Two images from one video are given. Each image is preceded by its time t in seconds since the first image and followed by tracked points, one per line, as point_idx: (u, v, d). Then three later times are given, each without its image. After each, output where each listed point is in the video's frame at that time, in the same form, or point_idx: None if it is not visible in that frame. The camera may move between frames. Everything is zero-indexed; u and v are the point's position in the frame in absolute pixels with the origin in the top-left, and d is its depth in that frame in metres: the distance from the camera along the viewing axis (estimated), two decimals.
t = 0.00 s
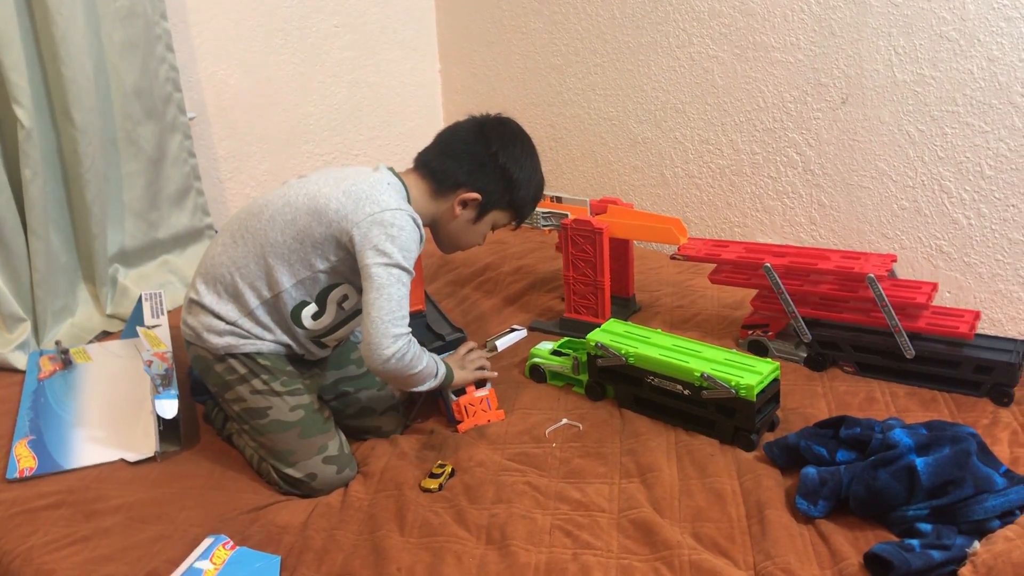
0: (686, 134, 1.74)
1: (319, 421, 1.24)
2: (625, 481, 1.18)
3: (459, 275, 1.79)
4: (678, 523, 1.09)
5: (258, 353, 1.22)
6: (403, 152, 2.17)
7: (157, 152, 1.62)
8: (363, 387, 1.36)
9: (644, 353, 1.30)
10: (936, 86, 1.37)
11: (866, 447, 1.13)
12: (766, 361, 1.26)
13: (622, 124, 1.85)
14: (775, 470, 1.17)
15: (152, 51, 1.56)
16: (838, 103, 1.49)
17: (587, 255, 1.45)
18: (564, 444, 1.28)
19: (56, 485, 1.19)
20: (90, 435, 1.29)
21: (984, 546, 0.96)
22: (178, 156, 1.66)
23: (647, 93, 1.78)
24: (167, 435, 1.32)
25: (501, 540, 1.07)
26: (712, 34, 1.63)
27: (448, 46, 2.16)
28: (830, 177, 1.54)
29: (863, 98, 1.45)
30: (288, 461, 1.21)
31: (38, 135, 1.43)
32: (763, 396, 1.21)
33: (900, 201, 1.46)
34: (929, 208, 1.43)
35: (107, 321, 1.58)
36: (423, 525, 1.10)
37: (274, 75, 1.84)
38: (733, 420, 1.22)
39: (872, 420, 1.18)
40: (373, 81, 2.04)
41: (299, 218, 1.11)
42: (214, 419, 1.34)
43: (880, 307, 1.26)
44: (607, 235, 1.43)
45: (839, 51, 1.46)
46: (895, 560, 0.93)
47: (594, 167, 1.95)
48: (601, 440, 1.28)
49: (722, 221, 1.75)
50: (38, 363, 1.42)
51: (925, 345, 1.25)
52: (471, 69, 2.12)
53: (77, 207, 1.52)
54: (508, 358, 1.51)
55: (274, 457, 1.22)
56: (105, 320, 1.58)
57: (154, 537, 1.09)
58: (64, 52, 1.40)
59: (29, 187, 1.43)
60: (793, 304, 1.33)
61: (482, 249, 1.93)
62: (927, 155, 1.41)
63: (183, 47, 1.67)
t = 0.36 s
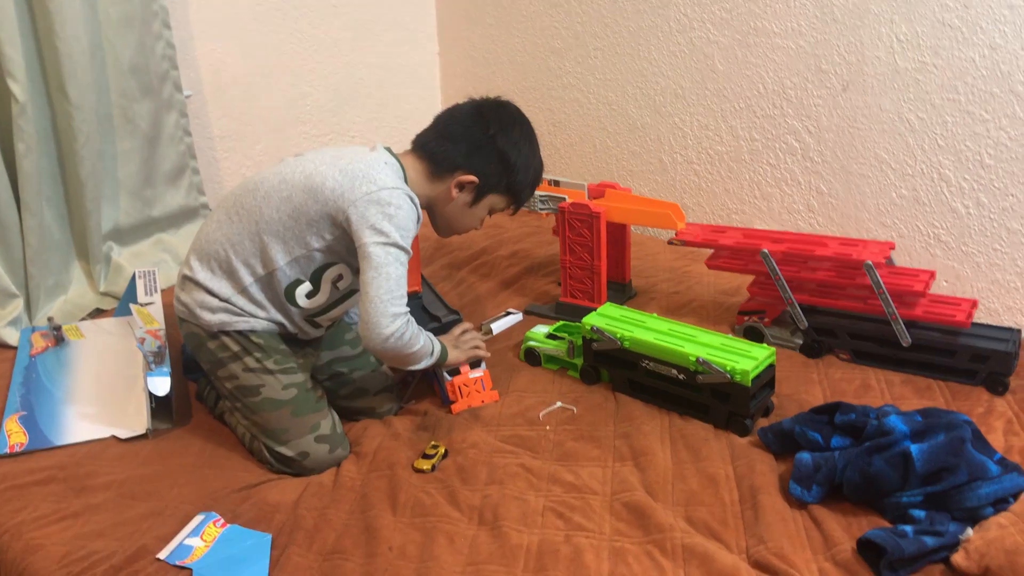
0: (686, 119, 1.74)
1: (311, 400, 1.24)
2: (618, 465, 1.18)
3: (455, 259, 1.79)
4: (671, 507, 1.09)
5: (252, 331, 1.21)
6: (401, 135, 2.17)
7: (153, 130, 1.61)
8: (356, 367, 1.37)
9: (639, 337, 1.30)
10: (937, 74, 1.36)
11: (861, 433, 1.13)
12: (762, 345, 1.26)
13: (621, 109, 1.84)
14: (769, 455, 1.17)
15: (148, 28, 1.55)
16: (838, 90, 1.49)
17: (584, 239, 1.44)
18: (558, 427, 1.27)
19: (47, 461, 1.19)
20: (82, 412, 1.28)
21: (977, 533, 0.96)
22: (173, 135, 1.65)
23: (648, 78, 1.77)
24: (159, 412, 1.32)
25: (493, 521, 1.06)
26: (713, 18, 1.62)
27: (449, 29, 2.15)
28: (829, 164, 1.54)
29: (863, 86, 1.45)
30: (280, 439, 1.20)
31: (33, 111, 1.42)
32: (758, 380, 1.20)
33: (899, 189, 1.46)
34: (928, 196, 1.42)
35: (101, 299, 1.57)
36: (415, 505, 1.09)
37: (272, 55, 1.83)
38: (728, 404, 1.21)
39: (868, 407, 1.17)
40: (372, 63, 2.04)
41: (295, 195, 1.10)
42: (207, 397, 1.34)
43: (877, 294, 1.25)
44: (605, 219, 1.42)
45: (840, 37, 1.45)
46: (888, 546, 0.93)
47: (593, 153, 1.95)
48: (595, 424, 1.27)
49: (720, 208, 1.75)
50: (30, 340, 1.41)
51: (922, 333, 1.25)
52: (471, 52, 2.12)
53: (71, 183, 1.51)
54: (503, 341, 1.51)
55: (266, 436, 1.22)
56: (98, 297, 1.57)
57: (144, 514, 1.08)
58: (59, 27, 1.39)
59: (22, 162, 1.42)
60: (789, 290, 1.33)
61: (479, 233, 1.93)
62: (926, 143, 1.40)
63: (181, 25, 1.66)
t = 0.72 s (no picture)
0: (683, 108, 1.74)
1: (333, 364, 1.26)
2: (615, 452, 1.18)
3: (452, 247, 1.79)
4: (667, 494, 1.09)
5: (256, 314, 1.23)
6: (398, 123, 2.16)
7: (149, 118, 1.60)
8: (355, 359, 1.37)
9: (636, 325, 1.30)
10: (934, 63, 1.36)
11: (856, 421, 1.14)
12: (759, 334, 1.26)
13: (618, 97, 1.84)
14: (765, 442, 1.18)
15: (144, 14, 1.54)
16: (835, 79, 1.49)
17: (581, 227, 1.45)
18: (555, 414, 1.28)
19: (45, 449, 1.19)
20: (80, 399, 1.28)
21: (971, 520, 0.97)
22: (170, 122, 1.64)
23: (645, 66, 1.77)
24: (156, 400, 1.32)
25: (490, 507, 1.07)
26: (710, 7, 1.62)
27: (445, 17, 2.14)
28: (826, 152, 1.54)
29: (860, 74, 1.45)
30: (317, 405, 1.23)
31: (28, 98, 1.41)
32: (755, 368, 1.21)
33: (895, 177, 1.46)
34: (924, 184, 1.43)
35: (97, 286, 1.57)
36: (413, 492, 1.10)
37: (269, 42, 1.82)
38: (724, 393, 1.22)
39: (864, 395, 1.18)
40: (368, 50, 2.03)
41: (291, 190, 1.10)
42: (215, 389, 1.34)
43: (874, 283, 1.25)
44: (602, 208, 1.42)
45: (837, 25, 1.45)
46: (883, 533, 0.94)
47: (590, 141, 1.95)
48: (592, 411, 1.28)
49: (717, 197, 1.75)
50: (27, 327, 1.40)
51: (918, 321, 1.25)
52: (468, 39, 2.11)
53: (67, 171, 1.51)
54: (500, 329, 1.51)
55: (299, 406, 1.24)
56: (95, 285, 1.57)
57: (142, 501, 1.09)
58: (54, 13, 1.38)
59: (18, 149, 1.41)
60: (786, 279, 1.33)
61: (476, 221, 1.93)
62: (923, 132, 1.40)
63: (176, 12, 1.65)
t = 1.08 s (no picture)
0: (675, 105, 1.74)
1: (332, 385, 1.25)
2: (607, 449, 1.18)
3: (445, 245, 1.78)
4: (659, 491, 1.09)
5: (252, 338, 1.20)
6: (390, 121, 2.16)
7: (139, 116, 1.60)
8: (344, 360, 1.35)
9: (628, 322, 1.30)
10: (925, 60, 1.36)
11: (848, 417, 1.14)
12: (751, 331, 1.26)
13: (610, 95, 1.84)
14: (757, 439, 1.18)
15: (135, 12, 1.54)
16: (827, 76, 1.49)
17: (573, 225, 1.45)
18: (547, 412, 1.28)
19: (36, 448, 1.19)
20: (71, 399, 1.28)
21: (962, 516, 0.97)
22: (161, 120, 1.64)
23: (637, 63, 1.77)
24: (147, 399, 1.32)
25: (482, 505, 1.07)
26: (702, 4, 1.62)
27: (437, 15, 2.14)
28: (818, 150, 1.54)
29: (852, 72, 1.45)
30: (316, 429, 1.22)
31: (18, 95, 1.41)
32: (747, 366, 1.21)
33: (887, 175, 1.46)
34: (916, 181, 1.43)
35: (89, 285, 1.57)
36: (404, 490, 1.09)
37: (261, 40, 1.82)
38: (716, 390, 1.22)
39: (855, 391, 1.18)
40: (360, 48, 2.03)
41: (261, 215, 1.05)
42: (212, 396, 1.32)
43: (865, 280, 1.26)
44: (594, 205, 1.42)
45: (829, 23, 1.45)
46: (875, 529, 0.94)
47: (582, 139, 1.95)
48: (585, 409, 1.28)
49: (709, 194, 1.75)
50: (18, 326, 1.40)
51: (909, 318, 1.26)
52: (461, 37, 2.11)
53: (58, 168, 1.50)
54: (492, 327, 1.51)
55: (299, 429, 1.23)
56: (86, 284, 1.57)
57: (133, 500, 1.08)
58: (45, 11, 1.38)
59: (8, 147, 1.40)
60: (778, 276, 1.33)
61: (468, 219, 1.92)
62: (914, 129, 1.41)
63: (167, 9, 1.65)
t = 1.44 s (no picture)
0: (667, 107, 1.74)
1: (321, 388, 1.24)
2: (599, 451, 1.18)
3: (437, 247, 1.78)
4: (652, 493, 1.10)
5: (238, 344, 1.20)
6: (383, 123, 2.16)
7: (131, 118, 1.59)
8: (336, 362, 1.36)
9: (621, 324, 1.30)
10: (916, 61, 1.36)
11: (840, 418, 1.14)
12: (743, 333, 1.26)
13: (603, 96, 1.84)
14: (749, 441, 1.18)
15: (127, 15, 1.53)
16: (819, 77, 1.49)
17: (566, 227, 1.45)
18: (540, 414, 1.28)
19: (28, 452, 1.19)
20: (62, 403, 1.28)
21: (953, 516, 0.97)
22: (152, 122, 1.63)
23: (629, 65, 1.77)
24: (139, 402, 1.32)
25: (475, 508, 1.06)
26: (693, 6, 1.62)
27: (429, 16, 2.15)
28: (810, 151, 1.54)
29: (844, 73, 1.45)
30: (307, 433, 1.21)
31: (8, 98, 1.40)
32: (739, 367, 1.21)
33: (878, 176, 1.46)
34: (907, 182, 1.43)
35: (80, 288, 1.57)
36: (397, 493, 1.09)
37: (254, 42, 1.82)
38: (708, 391, 1.22)
39: (847, 393, 1.18)
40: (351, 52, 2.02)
41: (230, 221, 1.05)
42: (204, 403, 1.32)
43: (857, 281, 1.26)
44: (587, 207, 1.42)
45: (820, 24, 1.46)
46: (867, 530, 0.94)
47: (575, 140, 1.95)
48: (577, 411, 1.28)
49: (701, 196, 1.76)
50: (9, 329, 1.39)
51: (901, 319, 1.26)
52: (453, 39, 2.11)
53: (48, 171, 1.50)
54: (485, 329, 1.51)
55: (291, 433, 1.22)
56: (78, 287, 1.56)
57: (125, 504, 1.08)
58: (35, 14, 1.37)
59: None
60: (770, 277, 1.33)
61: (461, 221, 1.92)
62: (905, 130, 1.41)
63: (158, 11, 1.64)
